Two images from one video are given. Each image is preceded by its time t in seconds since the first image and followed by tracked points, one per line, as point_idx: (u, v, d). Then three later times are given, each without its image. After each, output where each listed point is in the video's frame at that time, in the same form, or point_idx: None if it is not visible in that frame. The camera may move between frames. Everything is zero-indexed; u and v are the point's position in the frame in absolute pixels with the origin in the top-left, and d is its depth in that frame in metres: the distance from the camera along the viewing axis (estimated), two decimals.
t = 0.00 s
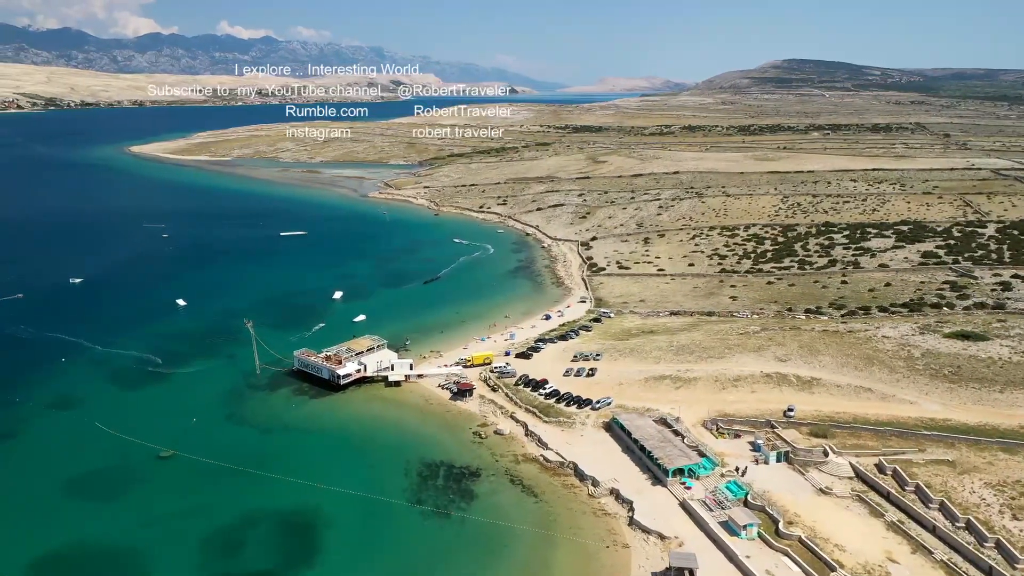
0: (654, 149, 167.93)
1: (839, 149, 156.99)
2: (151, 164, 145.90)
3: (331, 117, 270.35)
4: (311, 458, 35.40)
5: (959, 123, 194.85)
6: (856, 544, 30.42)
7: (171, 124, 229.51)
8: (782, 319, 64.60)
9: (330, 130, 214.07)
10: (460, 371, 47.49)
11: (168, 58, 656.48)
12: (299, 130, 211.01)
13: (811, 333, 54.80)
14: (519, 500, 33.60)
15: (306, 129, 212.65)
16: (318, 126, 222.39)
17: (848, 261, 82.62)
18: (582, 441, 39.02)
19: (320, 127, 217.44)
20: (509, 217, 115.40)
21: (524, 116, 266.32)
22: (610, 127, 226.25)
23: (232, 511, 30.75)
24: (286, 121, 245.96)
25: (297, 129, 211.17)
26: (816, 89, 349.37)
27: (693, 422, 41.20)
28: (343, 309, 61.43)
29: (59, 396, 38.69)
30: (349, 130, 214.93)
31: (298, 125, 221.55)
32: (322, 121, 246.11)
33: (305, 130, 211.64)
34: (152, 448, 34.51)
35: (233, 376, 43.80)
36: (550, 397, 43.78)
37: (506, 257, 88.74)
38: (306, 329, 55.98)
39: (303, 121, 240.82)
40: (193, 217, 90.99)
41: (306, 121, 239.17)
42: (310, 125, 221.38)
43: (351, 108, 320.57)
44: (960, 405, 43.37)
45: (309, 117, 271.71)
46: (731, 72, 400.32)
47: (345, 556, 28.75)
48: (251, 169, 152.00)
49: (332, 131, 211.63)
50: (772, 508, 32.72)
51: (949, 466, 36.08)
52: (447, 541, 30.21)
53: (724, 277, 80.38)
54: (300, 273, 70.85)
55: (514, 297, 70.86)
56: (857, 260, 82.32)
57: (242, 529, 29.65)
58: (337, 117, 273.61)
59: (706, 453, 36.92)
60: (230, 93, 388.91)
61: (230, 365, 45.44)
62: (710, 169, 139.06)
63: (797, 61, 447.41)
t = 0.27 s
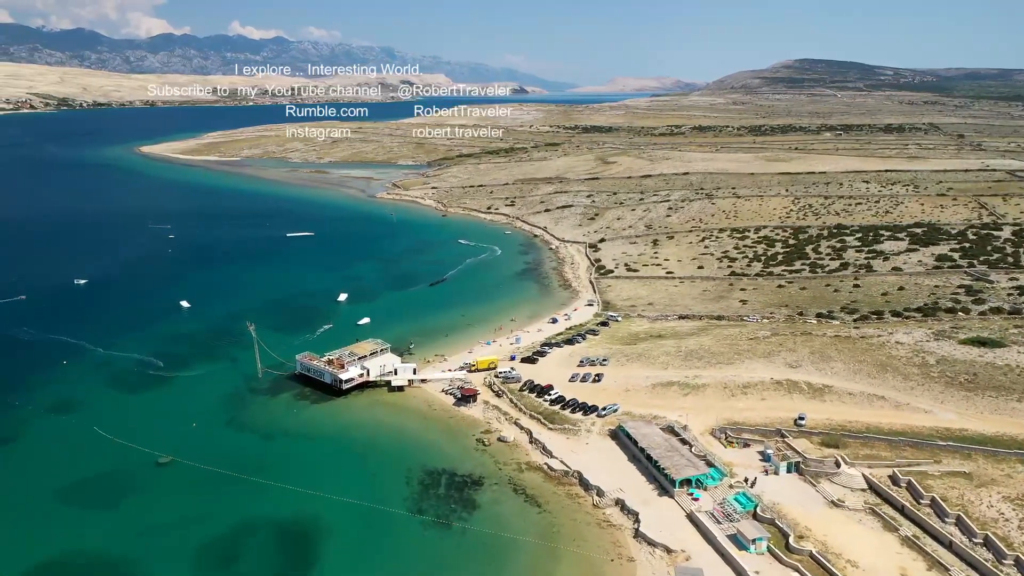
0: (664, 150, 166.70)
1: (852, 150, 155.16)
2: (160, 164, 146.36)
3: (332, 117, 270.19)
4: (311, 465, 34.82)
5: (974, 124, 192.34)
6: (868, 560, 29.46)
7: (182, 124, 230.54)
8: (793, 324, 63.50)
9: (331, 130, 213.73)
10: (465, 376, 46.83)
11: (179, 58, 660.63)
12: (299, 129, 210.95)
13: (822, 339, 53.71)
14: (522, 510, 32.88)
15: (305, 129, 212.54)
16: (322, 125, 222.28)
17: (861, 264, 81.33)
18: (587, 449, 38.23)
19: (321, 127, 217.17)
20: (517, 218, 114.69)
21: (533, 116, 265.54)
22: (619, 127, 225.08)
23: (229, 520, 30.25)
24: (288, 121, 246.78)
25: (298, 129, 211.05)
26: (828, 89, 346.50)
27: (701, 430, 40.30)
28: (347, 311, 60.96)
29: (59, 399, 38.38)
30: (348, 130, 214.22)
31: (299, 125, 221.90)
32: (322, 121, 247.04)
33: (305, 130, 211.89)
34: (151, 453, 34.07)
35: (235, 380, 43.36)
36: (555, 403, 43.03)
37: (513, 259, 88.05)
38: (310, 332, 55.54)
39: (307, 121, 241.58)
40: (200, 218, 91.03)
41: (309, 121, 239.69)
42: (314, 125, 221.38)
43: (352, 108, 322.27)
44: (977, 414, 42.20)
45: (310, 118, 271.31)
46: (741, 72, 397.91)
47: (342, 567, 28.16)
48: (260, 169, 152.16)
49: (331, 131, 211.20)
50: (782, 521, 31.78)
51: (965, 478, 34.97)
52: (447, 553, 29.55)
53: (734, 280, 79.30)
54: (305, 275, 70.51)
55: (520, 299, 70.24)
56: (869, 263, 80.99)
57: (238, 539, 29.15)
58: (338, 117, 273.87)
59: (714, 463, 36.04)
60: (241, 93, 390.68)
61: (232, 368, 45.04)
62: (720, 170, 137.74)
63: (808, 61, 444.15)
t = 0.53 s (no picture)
0: (674, 150, 165.39)
1: (864, 151, 153.22)
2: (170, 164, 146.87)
3: (332, 118, 270.56)
4: (311, 473, 34.27)
5: (989, 124, 189.67)
6: None
7: (193, 124, 231.55)
8: (804, 329, 62.39)
9: (330, 130, 213.74)
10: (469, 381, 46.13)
11: (192, 59, 664.80)
12: (298, 130, 211.39)
13: (835, 344, 52.57)
14: (525, 521, 32.17)
15: (304, 129, 213.06)
16: (325, 125, 222.32)
17: (873, 267, 79.96)
18: (593, 458, 37.42)
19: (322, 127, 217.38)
20: (525, 219, 113.92)
21: (542, 116, 264.59)
22: (629, 128, 223.82)
23: (226, 529, 29.74)
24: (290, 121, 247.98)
25: (297, 130, 211.56)
26: (840, 89, 343.46)
27: (709, 439, 39.36)
28: (352, 314, 60.46)
29: (59, 403, 38.11)
30: (347, 130, 213.82)
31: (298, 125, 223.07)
32: (323, 121, 248.73)
33: (304, 130, 212.45)
34: (149, 460, 33.66)
35: (236, 384, 42.91)
36: (561, 409, 42.25)
37: (520, 261, 87.34)
38: (315, 335, 55.06)
39: (310, 121, 242.54)
40: (207, 218, 90.98)
41: (311, 122, 240.45)
42: (316, 126, 221.80)
43: (351, 108, 323.56)
44: (995, 425, 40.96)
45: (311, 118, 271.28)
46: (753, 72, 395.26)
47: None
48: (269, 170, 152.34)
49: (330, 131, 211.08)
50: (793, 535, 30.83)
51: (983, 492, 33.82)
52: (447, 565, 28.88)
53: (744, 283, 78.20)
54: (311, 277, 70.10)
55: (526, 302, 69.48)
56: (882, 266, 79.60)
57: (235, 549, 28.62)
58: (338, 117, 274.54)
59: (723, 474, 35.11)
60: (252, 94, 392.38)
61: (234, 372, 44.62)
62: (731, 171, 136.33)
63: (820, 61, 440.74)
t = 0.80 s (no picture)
0: (684, 151, 164.02)
1: (877, 152, 151.20)
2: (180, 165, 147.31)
3: (332, 118, 270.63)
4: (310, 481, 33.70)
5: (1005, 124, 186.84)
6: None
7: (203, 124, 232.42)
8: (816, 334, 61.25)
9: (331, 129, 214.17)
10: (473, 386, 45.46)
11: (204, 59, 669.08)
12: (298, 129, 212.06)
13: (847, 350, 51.43)
14: (528, 532, 31.42)
15: (305, 129, 213.93)
16: (329, 125, 222.39)
17: (887, 270, 78.57)
18: (598, 467, 36.62)
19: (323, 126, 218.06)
20: (533, 221, 113.18)
21: (552, 117, 263.51)
22: (639, 128, 222.46)
23: (222, 539, 29.20)
24: (291, 121, 249.02)
25: (298, 130, 212.25)
26: (853, 89, 340.19)
27: (718, 448, 38.46)
28: (357, 316, 59.94)
29: (58, 406, 37.82)
30: (347, 130, 213.82)
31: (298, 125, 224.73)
32: (326, 121, 250.25)
33: (305, 129, 213.20)
34: (147, 467, 33.21)
35: (238, 388, 42.45)
36: (566, 416, 41.47)
37: (527, 263, 86.60)
38: (319, 337, 54.55)
39: (312, 121, 243.46)
40: (215, 219, 90.89)
41: (314, 122, 241.40)
42: (320, 125, 222.17)
43: (351, 108, 324.40)
44: (1013, 435, 39.73)
45: (311, 117, 270.83)
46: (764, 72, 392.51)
47: None
48: (278, 170, 152.47)
49: (331, 131, 211.29)
50: (803, 550, 29.90)
51: (1002, 505, 32.67)
52: None
53: (754, 287, 77.08)
54: (316, 278, 69.70)
55: (533, 305, 68.72)
56: (895, 270, 78.20)
57: (232, 559, 28.11)
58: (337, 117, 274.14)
59: (731, 485, 34.23)
60: (263, 94, 393.91)
61: (236, 376, 44.22)
62: (741, 172, 134.89)
63: (832, 61, 437.29)
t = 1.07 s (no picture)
0: (694, 152, 162.66)
1: (890, 153, 149.25)
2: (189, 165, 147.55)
3: (331, 118, 271.10)
4: (309, 490, 33.13)
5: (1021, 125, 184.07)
6: None
7: (213, 125, 233.09)
8: (828, 339, 60.08)
9: (329, 129, 215.01)
10: (477, 392, 44.76)
11: (215, 60, 672.78)
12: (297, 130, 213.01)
13: (860, 356, 50.30)
14: (531, 544, 30.67)
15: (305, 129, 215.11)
16: (331, 126, 222.83)
17: (900, 274, 77.21)
18: (603, 476, 35.81)
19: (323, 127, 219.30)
20: (541, 222, 112.38)
21: (561, 117, 262.37)
22: (649, 128, 221.05)
23: (217, 549, 28.67)
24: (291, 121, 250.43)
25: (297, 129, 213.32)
26: (866, 89, 337.10)
27: (726, 457, 37.55)
28: (362, 319, 59.41)
29: (58, 410, 37.50)
30: (346, 130, 214.14)
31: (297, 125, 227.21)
32: (330, 121, 251.71)
33: (305, 130, 214.27)
34: (145, 474, 32.78)
35: (239, 393, 41.93)
36: (571, 423, 40.67)
37: (535, 265, 85.87)
38: (323, 340, 54.05)
39: (314, 122, 244.75)
40: (222, 220, 90.78)
41: (316, 123, 242.51)
42: (324, 126, 222.69)
43: (351, 108, 325.60)
44: None
45: (312, 117, 270.96)
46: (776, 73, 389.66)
47: None
48: (286, 171, 152.50)
49: (331, 131, 211.70)
50: (815, 566, 28.94)
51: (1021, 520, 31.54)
52: None
53: (765, 290, 75.97)
54: (322, 280, 69.25)
55: (540, 308, 67.93)
56: (909, 273, 76.79)
57: (227, 571, 27.55)
58: (335, 117, 273.58)
59: (741, 497, 33.32)
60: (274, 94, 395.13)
61: (238, 380, 43.77)
62: (752, 173, 133.47)
63: (844, 61, 433.62)
